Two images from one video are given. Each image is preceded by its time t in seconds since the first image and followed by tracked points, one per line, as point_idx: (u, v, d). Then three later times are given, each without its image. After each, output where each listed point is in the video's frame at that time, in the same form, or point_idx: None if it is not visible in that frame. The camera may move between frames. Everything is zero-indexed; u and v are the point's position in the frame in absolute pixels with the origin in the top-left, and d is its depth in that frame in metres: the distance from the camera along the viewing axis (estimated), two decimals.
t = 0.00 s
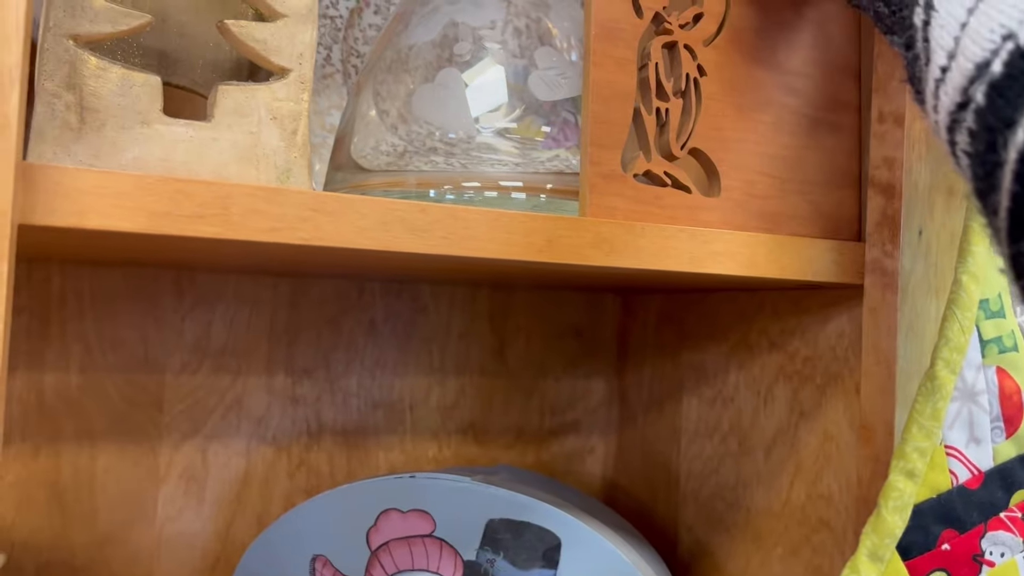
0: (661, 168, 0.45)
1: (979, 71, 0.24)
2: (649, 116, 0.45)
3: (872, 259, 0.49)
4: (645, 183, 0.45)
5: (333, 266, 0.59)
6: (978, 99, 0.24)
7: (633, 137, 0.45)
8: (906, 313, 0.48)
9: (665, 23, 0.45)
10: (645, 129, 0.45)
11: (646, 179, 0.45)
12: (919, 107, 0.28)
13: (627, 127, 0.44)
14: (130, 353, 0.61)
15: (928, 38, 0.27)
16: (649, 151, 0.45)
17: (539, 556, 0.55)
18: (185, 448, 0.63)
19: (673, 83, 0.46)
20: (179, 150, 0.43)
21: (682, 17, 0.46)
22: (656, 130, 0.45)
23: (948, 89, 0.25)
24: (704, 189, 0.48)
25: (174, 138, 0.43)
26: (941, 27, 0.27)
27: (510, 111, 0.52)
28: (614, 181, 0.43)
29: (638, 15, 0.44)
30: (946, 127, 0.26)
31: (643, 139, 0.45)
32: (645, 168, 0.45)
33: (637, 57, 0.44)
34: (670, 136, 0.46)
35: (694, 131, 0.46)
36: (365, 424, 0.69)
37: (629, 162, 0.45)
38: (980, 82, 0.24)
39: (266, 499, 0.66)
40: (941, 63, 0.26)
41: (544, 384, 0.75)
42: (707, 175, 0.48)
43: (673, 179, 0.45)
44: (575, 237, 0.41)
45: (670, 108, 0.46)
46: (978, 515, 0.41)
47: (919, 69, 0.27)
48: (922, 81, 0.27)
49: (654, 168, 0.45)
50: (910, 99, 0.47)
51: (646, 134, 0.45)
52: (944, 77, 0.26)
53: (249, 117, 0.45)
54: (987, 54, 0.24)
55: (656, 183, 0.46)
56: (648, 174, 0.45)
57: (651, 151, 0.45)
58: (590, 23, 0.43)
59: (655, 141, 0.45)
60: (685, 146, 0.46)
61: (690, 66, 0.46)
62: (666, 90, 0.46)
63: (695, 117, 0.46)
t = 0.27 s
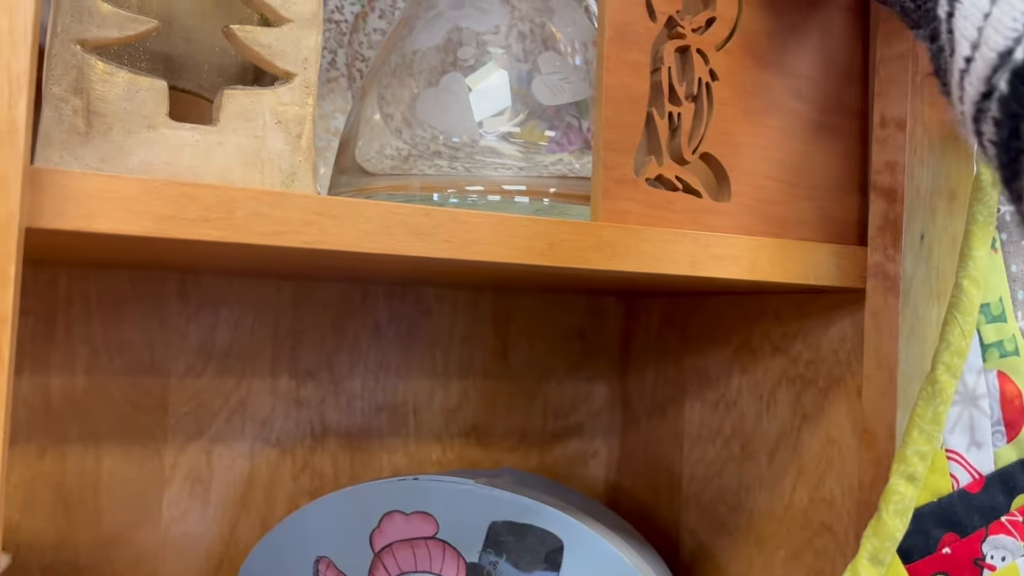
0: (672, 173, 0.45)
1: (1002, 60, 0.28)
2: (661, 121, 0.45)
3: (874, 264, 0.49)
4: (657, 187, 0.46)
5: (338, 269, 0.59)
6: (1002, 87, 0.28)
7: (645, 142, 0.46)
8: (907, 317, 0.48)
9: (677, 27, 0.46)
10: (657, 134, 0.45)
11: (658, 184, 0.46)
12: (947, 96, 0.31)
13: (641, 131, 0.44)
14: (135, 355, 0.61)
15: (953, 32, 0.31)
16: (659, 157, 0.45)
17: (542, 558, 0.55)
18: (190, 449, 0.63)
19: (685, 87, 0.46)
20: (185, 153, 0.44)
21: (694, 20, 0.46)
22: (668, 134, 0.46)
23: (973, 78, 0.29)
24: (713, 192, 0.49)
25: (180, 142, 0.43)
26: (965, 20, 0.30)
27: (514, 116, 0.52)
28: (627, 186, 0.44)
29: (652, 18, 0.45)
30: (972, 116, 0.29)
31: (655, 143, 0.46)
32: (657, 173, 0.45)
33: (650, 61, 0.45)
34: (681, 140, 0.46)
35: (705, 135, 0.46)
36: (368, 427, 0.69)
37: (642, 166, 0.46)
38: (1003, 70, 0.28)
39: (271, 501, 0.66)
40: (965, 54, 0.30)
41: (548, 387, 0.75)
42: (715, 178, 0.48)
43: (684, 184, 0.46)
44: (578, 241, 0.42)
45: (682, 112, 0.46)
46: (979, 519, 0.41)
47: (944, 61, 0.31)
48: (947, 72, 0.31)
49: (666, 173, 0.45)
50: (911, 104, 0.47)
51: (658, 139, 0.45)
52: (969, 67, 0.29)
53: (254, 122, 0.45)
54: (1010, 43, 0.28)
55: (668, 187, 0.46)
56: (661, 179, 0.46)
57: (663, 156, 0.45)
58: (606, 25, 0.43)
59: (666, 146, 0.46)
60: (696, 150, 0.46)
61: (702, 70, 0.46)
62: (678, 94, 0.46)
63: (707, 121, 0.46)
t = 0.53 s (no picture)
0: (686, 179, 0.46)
1: None
2: (677, 128, 0.46)
3: (880, 268, 0.49)
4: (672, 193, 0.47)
5: (344, 272, 0.60)
6: None
7: (661, 149, 0.46)
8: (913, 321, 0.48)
9: (694, 33, 0.46)
10: (672, 141, 0.46)
11: (673, 190, 0.46)
12: (974, 90, 0.33)
13: (655, 137, 0.45)
14: (142, 357, 0.62)
15: (977, 28, 0.32)
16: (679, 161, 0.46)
17: (546, 561, 0.55)
18: (196, 451, 0.63)
19: (701, 94, 0.47)
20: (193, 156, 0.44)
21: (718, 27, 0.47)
22: (683, 141, 0.46)
23: (999, 78, 0.31)
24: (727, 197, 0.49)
25: (188, 144, 0.43)
26: (988, 17, 0.32)
27: (519, 119, 0.52)
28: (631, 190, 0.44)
29: (668, 25, 0.45)
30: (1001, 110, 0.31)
31: (671, 149, 0.46)
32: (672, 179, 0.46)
33: (666, 67, 0.45)
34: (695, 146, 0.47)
35: (720, 142, 0.47)
36: (373, 429, 0.69)
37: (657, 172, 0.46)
38: None
39: (276, 503, 0.66)
40: (990, 51, 0.31)
41: (552, 390, 0.75)
42: (729, 183, 0.49)
43: (698, 190, 0.47)
44: (584, 245, 0.42)
45: (699, 119, 0.46)
46: (985, 523, 0.41)
47: (970, 57, 0.33)
48: (973, 69, 0.32)
49: (681, 179, 0.46)
50: (917, 107, 0.47)
51: (674, 145, 0.46)
52: (993, 65, 0.31)
53: (261, 124, 0.45)
54: None
55: (683, 193, 0.47)
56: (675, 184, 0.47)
57: (679, 162, 0.46)
58: (628, 34, 0.44)
59: (681, 153, 0.46)
60: (710, 157, 0.47)
61: (719, 77, 0.47)
62: (694, 101, 0.46)
63: (722, 128, 0.47)
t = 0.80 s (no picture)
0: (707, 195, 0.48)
1: None
2: (697, 143, 0.47)
3: (882, 280, 0.49)
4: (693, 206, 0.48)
5: (352, 280, 0.60)
6: None
7: (682, 164, 0.48)
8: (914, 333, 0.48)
9: (717, 51, 0.48)
10: (693, 157, 0.48)
11: (693, 204, 0.48)
12: (997, 108, 0.32)
13: (677, 152, 0.47)
14: (151, 364, 0.62)
15: (996, 45, 0.31)
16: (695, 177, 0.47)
17: (551, 567, 0.55)
18: (204, 457, 0.64)
19: (722, 109, 0.48)
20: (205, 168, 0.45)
21: (734, 44, 0.49)
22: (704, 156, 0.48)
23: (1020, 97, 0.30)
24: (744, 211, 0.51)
25: (201, 156, 0.44)
26: (1008, 35, 0.31)
27: (526, 130, 0.53)
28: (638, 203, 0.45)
29: (691, 42, 0.47)
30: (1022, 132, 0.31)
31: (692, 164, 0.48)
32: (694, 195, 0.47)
33: (688, 84, 0.47)
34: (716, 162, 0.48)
35: (740, 158, 0.48)
36: (380, 435, 0.70)
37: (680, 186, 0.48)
38: None
39: (283, 508, 0.67)
40: (1010, 70, 0.31)
41: (557, 397, 0.76)
42: (747, 199, 0.50)
43: (717, 205, 0.48)
44: (590, 256, 0.42)
45: (720, 134, 0.48)
46: (986, 534, 0.41)
47: (991, 75, 0.32)
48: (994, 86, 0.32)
49: (701, 194, 0.47)
50: (921, 122, 0.48)
51: (696, 161, 0.47)
52: (1015, 82, 0.31)
53: (272, 136, 0.46)
54: None
55: (701, 207, 0.48)
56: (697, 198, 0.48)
57: (702, 178, 0.48)
58: (646, 53, 0.46)
59: (702, 168, 0.48)
60: (731, 172, 0.48)
61: (739, 94, 0.49)
62: (715, 116, 0.48)
63: (741, 144, 0.49)
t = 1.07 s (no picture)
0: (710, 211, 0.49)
1: None
2: (700, 160, 0.49)
3: (881, 294, 0.50)
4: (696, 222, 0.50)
5: (360, 291, 0.62)
6: None
7: (685, 180, 0.49)
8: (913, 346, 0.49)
9: (719, 70, 0.49)
10: (696, 173, 0.49)
11: (696, 219, 0.49)
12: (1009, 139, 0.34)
13: (681, 169, 0.48)
14: (163, 371, 0.63)
15: (1008, 85, 0.34)
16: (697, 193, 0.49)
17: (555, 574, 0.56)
18: (214, 463, 0.65)
19: (724, 127, 0.50)
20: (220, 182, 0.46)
21: (737, 63, 0.50)
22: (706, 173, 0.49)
23: None
24: (746, 226, 0.52)
25: (216, 171, 0.45)
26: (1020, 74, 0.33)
27: (532, 145, 0.54)
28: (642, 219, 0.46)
29: (694, 62, 0.48)
30: None
31: (696, 180, 0.49)
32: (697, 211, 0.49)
33: (692, 102, 0.48)
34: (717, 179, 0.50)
35: (742, 174, 0.50)
36: (386, 442, 0.71)
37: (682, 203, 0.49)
38: None
39: (291, 514, 0.68)
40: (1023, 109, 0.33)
41: (560, 405, 0.77)
42: (749, 215, 0.51)
43: (719, 221, 0.49)
44: (596, 271, 0.43)
45: (722, 152, 0.49)
46: (982, 545, 0.42)
47: (1003, 113, 0.34)
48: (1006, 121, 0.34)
49: (703, 210, 0.49)
50: (919, 140, 0.49)
51: (699, 177, 0.49)
52: None
53: (285, 152, 0.47)
54: None
55: (705, 223, 0.50)
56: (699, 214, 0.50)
57: (704, 194, 0.49)
58: (650, 71, 0.47)
59: (704, 184, 0.49)
60: (733, 188, 0.50)
61: (741, 112, 0.50)
62: (717, 134, 0.49)
63: (743, 161, 0.50)
